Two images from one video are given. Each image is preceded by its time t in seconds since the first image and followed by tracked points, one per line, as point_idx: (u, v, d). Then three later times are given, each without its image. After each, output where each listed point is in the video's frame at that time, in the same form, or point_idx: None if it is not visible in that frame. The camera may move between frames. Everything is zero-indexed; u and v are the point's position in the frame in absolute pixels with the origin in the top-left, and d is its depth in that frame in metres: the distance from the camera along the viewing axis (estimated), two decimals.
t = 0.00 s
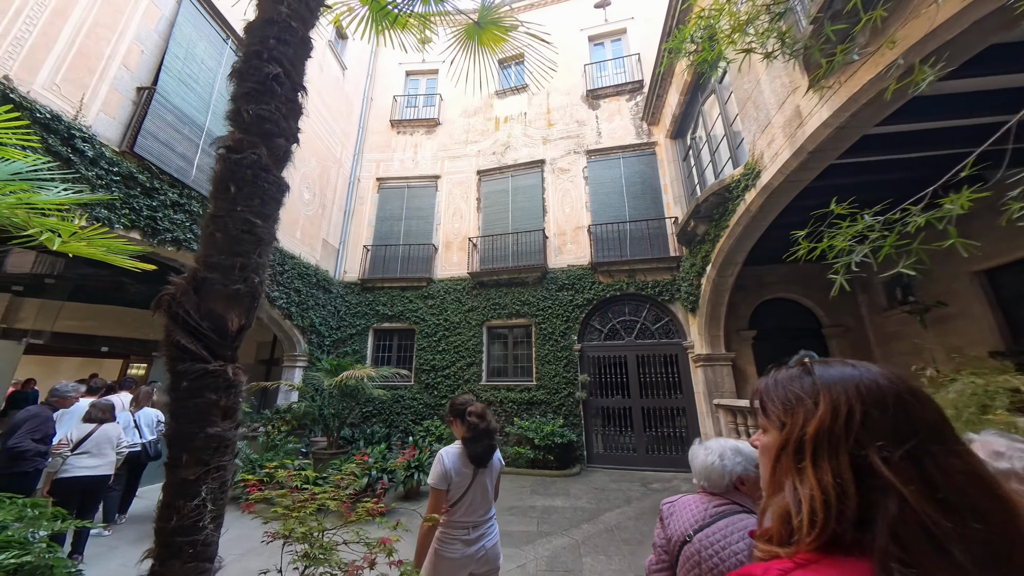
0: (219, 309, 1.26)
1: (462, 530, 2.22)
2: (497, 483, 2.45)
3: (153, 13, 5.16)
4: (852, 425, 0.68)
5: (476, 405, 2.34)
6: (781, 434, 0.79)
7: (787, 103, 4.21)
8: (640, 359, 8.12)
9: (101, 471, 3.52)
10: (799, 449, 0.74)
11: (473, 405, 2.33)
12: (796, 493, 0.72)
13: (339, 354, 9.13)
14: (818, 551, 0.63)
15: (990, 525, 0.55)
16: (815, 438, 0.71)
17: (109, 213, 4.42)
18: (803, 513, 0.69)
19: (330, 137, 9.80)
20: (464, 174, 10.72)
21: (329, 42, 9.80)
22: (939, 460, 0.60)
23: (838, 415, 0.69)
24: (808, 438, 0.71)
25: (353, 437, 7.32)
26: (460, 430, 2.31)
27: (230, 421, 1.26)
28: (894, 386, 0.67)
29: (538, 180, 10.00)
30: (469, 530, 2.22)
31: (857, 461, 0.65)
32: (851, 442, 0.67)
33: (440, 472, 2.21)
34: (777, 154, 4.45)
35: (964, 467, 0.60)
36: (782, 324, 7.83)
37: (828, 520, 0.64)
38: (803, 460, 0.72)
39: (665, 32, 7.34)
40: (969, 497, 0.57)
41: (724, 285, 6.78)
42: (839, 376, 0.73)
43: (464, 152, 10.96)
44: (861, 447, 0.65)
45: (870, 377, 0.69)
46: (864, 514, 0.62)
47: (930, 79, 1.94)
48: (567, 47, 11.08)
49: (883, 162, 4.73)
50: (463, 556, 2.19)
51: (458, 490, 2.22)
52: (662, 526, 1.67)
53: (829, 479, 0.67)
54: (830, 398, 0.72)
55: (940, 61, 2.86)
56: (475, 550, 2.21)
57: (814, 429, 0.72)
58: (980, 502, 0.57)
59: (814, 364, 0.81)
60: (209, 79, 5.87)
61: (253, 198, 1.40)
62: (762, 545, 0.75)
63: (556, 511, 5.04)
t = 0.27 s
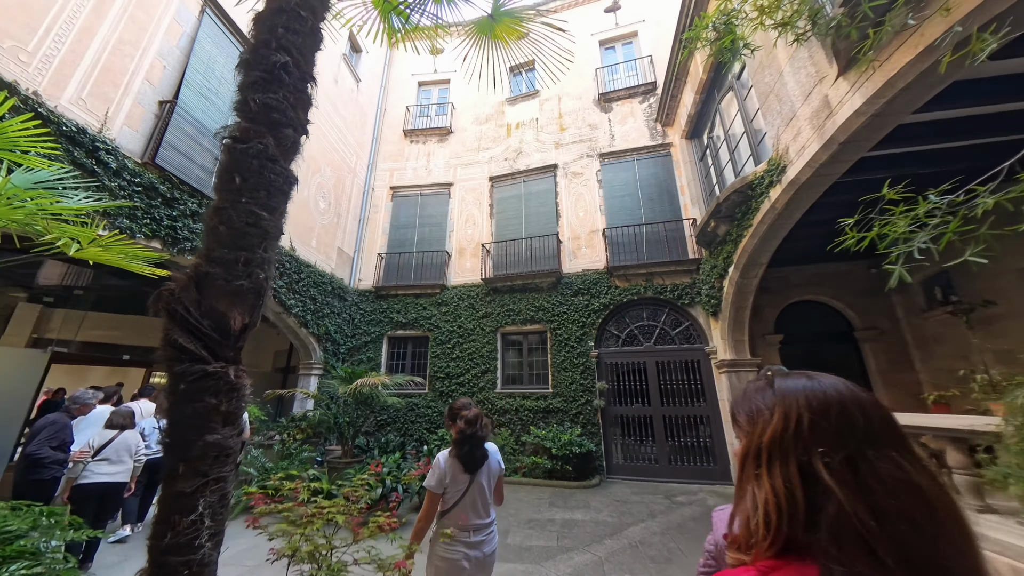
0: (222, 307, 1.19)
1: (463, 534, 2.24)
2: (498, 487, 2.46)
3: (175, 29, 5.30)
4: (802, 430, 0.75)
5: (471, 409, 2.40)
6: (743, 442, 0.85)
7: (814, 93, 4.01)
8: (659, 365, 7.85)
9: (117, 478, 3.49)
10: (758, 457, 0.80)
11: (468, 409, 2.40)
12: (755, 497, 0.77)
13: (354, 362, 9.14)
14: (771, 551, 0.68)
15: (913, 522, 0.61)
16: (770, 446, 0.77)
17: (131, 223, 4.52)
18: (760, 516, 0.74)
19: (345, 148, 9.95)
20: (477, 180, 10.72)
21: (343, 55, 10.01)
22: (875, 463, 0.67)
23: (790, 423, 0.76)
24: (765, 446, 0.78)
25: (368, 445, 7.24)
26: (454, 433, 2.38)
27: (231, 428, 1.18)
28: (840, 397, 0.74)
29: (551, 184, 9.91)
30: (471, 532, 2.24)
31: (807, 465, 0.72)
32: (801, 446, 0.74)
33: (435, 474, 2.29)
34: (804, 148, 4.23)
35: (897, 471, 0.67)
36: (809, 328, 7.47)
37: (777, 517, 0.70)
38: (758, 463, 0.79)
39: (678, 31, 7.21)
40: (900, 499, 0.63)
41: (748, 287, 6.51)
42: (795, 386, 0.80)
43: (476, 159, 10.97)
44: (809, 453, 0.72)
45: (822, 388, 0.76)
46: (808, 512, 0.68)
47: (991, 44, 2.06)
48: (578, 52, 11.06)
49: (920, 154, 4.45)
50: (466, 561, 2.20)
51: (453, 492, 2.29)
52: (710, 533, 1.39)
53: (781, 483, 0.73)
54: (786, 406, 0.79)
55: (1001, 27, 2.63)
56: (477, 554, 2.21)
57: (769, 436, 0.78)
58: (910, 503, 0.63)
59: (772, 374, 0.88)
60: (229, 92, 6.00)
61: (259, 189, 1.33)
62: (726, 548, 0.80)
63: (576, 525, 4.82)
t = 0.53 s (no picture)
0: (222, 307, 1.17)
1: (469, 547, 2.15)
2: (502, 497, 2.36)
3: (198, 49, 5.48)
4: (762, 426, 0.83)
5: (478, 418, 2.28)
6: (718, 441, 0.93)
7: (845, 83, 3.79)
8: (682, 373, 7.54)
9: (139, 488, 3.45)
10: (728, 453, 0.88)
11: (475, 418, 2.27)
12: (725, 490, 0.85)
13: (370, 372, 9.11)
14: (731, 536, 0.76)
15: (855, 507, 0.67)
16: (736, 442, 0.86)
17: (154, 236, 4.62)
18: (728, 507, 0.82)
19: (361, 160, 10.12)
20: (491, 189, 10.71)
21: (358, 71, 10.26)
22: (824, 455, 0.74)
23: (754, 420, 0.84)
24: (732, 442, 0.86)
25: (384, 457, 7.14)
26: (463, 444, 2.26)
27: (228, 441, 1.14)
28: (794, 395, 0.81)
29: (566, 191, 9.81)
30: (478, 545, 2.15)
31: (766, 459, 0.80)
32: (760, 441, 0.82)
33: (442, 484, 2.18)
34: (835, 140, 4.00)
35: (845, 462, 0.73)
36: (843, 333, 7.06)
37: (740, 506, 0.78)
38: (727, 458, 0.86)
39: (693, 31, 7.09)
40: (843, 488, 0.69)
41: (776, 290, 6.20)
42: (759, 388, 0.87)
43: (490, 168, 10.99)
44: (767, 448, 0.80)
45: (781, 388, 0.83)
46: (763, 500, 0.75)
47: None
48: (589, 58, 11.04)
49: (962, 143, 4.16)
50: None
51: (459, 505, 2.18)
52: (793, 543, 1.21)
53: (745, 475, 0.80)
54: (752, 406, 0.86)
55: None
56: (485, 567, 2.14)
57: (737, 433, 0.86)
58: (853, 489, 0.69)
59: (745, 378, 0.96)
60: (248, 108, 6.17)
61: (263, 182, 1.32)
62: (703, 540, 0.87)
63: (600, 543, 4.56)
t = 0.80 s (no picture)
0: (204, 307, 1.16)
1: (467, 559, 2.10)
2: (500, 510, 2.31)
3: (218, 70, 5.67)
4: (755, 444, 0.92)
5: (480, 429, 2.21)
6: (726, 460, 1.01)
7: (874, 71, 3.57)
8: (706, 383, 7.20)
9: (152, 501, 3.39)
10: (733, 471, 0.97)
11: (478, 429, 2.20)
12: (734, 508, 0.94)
13: (385, 384, 9.06)
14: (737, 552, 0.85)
15: (836, 513, 0.75)
16: (736, 461, 0.95)
17: (174, 250, 4.72)
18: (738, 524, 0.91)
19: (375, 174, 10.28)
20: (503, 198, 10.70)
21: (372, 88, 10.51)
22: (809, 466, 0.82)
23: (750, 439, 0.93)
24: (733, 462, 0.95)
25: (398, 471, 7.00)
26: (464, 455, 2.19)
27: (206, 455, 1.12)
28: (780, 412, 0.89)
29: (579, 198, 9.70)
30: (476, 556, 2.11)
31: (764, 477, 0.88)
32: (755, 457, 0.91)
33: (444, 499, 2.08)
34: (866, 132, 3.75)
35: (830, 471, 0.80)
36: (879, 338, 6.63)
37: (743, 521, 0.88)
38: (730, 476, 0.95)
39: (704, 32, 6.98)
40: (826, 496, 0.77)
41: (805, 293, 5.87)
42: (751, 406, 0.96)
43: (502, 177, 10.99)
44: (763, 466, 0.89)
45: (770, 407, 0.91)
46: (759, 513, 0.85)
47: None
48: (599, 66, 11.04)
49: (1005, 129, 3.87)
50: None
51: (460, 519, 2.10)
52: None
53: (744, 493, 0.90)
54: (748, 424, 0.95)
55: None
56: None
57: (736, 452, 0.95)
58: (836, 497, 0.77)
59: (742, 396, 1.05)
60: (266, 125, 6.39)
61: (255, 175, 1.32)
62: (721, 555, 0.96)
63: (624, 565, 4.27)
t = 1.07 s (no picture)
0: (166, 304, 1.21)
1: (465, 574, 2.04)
2: (498, 526, 2.27)
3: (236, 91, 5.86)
4: (790, 458, 0.95)
5: (480, 439, 2.19)
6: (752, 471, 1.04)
7: (901, 57, 3.35)
8: (732, 395, 6.82)
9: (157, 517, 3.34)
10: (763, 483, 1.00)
11: (478, 439, 2.18)
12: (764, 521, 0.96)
13: (398, 398, 8.95)
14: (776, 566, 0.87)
15: (880, 529, 0.81)
16: (768, 474, 0.98)
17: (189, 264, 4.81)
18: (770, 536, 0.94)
19: (388, 188, 10.42)
20: (515, 209, 10.66)
21: (385, 105, 10.75)
22: (849, 483, 0.87)
23: (782, 453, 0.96)
24: (764, 474, 0.99)
25: (411, 488, 6.81)
26: (463, 467, 2.16)
27: (158, 472, 1.15)
28: (817, 429, 0.93)
29: (591, 206, 9.56)
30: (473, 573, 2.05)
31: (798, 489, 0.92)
32: (791, 472, 0.94)
33: (446, 510, 2.05)
34: (895, 121, 3.51)
35: (868, 487, 0.86)
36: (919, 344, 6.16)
37: (779, 536, 0.90)
38: (762, 489, 0.98)
39: (715, 35, 6.89)
40: (869, 512, 0.83)
41: (836, 296, 5.53)
42: (783, 422, 0.99)
43: (513, 188, 10.98)
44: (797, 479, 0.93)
45: (804, 423, 0.95)
46: (799, 530, 0.87)
47: None
48: (608, 76, 11.04)
49: None
50: None
51: (460, 532, 2.05)
52: None
53: (780, 507, 0.92)
54: (779, 438, 0.98)
55: None
56: None
57: (768, 466, 0.98)
58: (877, 512, 0.83)
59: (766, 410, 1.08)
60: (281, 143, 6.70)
61: (234, 160, 1.43)
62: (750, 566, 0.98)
63: None
